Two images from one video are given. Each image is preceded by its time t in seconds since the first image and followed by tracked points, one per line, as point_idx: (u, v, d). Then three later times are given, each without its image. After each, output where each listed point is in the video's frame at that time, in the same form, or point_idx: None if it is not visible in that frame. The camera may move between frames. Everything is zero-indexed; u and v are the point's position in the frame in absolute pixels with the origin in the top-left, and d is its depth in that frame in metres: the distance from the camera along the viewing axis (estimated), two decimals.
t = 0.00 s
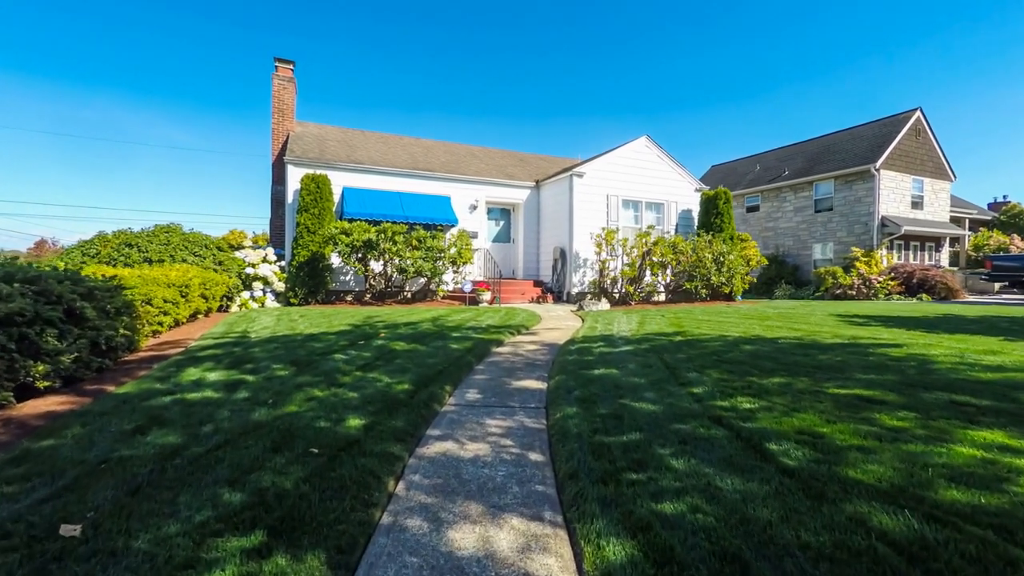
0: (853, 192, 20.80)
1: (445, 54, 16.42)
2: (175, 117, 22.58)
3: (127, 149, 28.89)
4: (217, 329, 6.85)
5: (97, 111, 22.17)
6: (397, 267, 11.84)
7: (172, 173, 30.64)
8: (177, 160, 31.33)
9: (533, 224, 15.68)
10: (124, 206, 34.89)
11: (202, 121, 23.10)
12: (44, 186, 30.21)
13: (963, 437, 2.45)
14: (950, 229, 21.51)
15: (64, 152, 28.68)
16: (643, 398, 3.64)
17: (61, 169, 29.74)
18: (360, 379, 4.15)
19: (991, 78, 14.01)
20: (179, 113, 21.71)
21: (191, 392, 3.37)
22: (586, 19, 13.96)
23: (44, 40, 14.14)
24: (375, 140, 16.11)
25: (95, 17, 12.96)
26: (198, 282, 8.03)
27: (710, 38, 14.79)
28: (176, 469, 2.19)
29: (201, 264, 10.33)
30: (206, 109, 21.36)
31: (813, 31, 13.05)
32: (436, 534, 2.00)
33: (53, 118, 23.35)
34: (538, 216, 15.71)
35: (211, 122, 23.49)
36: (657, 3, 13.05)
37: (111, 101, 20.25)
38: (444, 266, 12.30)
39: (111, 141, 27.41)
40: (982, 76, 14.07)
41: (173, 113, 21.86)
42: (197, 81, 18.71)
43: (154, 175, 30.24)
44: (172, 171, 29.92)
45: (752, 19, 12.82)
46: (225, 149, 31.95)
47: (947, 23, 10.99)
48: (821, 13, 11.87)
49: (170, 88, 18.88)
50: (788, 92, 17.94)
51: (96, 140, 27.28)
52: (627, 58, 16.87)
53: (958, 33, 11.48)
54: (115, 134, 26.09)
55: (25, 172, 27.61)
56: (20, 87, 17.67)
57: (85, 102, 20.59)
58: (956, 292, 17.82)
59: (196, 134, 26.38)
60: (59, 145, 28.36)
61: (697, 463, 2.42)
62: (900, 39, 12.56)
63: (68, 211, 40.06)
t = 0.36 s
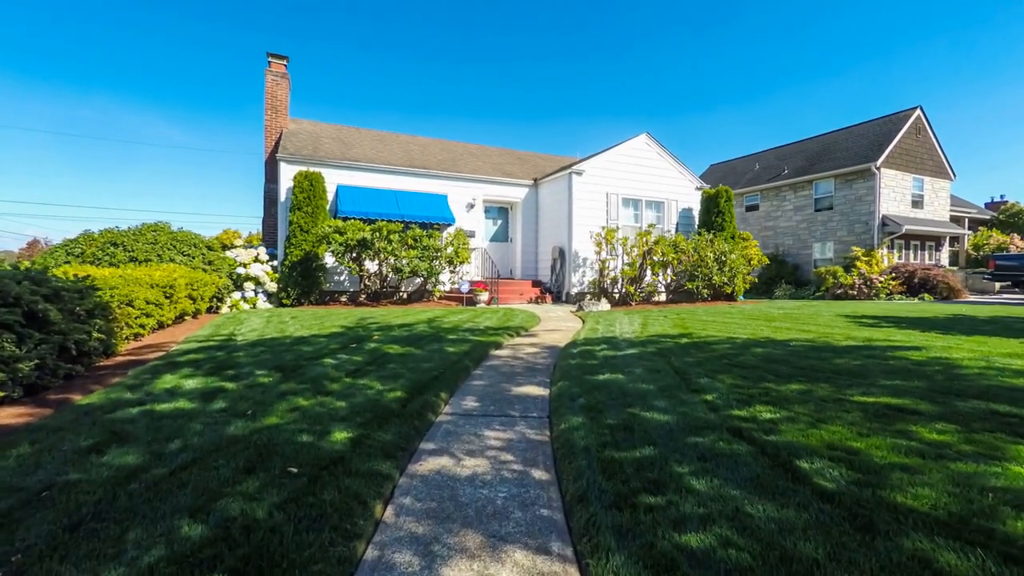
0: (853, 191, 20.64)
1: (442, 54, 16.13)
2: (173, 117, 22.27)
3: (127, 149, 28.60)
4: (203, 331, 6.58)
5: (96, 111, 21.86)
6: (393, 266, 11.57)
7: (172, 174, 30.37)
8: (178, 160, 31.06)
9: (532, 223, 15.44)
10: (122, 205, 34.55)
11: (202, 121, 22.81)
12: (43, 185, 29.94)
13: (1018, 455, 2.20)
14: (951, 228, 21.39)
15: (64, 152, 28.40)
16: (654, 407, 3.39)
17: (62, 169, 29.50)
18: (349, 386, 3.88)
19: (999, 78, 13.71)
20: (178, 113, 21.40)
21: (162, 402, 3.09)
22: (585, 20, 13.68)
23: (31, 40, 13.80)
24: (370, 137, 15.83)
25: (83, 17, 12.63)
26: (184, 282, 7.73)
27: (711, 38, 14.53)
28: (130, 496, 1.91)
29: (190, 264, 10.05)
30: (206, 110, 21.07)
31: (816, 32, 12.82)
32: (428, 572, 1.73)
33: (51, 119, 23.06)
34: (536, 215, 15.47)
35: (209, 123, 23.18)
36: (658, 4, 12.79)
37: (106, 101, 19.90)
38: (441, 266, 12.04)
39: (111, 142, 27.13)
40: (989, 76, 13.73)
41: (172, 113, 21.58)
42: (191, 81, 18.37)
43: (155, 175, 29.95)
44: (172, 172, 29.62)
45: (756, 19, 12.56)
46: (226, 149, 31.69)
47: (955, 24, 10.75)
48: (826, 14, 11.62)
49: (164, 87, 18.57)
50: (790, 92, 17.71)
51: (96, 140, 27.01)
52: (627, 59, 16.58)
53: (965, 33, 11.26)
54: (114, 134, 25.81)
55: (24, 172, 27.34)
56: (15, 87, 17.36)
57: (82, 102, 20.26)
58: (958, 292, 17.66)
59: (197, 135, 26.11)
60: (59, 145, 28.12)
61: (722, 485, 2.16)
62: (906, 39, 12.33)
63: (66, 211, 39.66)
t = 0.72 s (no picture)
0: (852, 191, 20.53)
1: (437, 52, 15.85)
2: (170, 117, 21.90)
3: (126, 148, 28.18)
4: (187, 334, 6.30)
5: (92, 110, 21.46)
6: (387, 266, 11.31)
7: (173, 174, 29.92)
8: (179, 160, 30.66)
9: (529, 222, 15.20)
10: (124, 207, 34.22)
11: (202, 121, 22.42)
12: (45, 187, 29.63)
13: None
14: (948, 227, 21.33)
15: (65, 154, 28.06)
16: (664, 416, 3.16)
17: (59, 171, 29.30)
18: (336, 393, 3.63)
19: (998, 77, 13.63)
20: (175, 112, 21.05)
21: (127, 413, 2.82)
22: (584, 17, 13.47)
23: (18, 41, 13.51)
24: (364, 135, 15.55)
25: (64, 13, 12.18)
26: (168, 280, 7.45)
27: (712, 36, 14.35)
28: (72, 529, 1.65)
29: (176, 264, 9.73)
30: (204, 109, 20.70)
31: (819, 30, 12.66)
32: None
33: (49, 120, 22.72)
34: (534, 214, 15.24)
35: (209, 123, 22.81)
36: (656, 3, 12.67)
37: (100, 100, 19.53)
38: (436, 265, 11.78)
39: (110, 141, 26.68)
40: (989, 75, 13.66)
41: (169, 113, 21.22)
42: (183, 79, 17.98)
43: (155, 175, 29.51)
44: (170, 173, 29.32)
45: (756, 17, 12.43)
46: (228, 149, 31.23)
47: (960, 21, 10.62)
48: (830, 12, 11.45)
49: (156, 87, 18.28)
50: (788, 90, 17.62)
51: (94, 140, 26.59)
52: (626, 58, 16.38)
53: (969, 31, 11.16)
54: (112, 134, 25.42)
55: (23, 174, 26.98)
56: (8, 87, 16.99)
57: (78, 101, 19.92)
58: (957, 292, 17.56)
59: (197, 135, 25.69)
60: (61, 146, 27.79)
61: (748, 509, 1.92)
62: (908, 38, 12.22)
63: (63, 211, 39.18)
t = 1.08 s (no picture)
0: (849, 190, 20.41)
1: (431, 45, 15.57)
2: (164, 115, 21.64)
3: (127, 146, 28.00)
4: (166, 337, 5.99)
5: (85, 108, 21.13)
6: (379, 266, 11.00)
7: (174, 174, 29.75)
8: (178, 161, 30.48)
9: (524, 220, 14.94)
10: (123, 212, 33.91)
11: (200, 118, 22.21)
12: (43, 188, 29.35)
13: None
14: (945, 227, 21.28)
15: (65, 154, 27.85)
16: (676, 428, 2.89)
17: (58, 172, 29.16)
18: (318, 402, 3.34)
19: (996, 71, 13.56)
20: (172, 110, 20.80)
21: (77, 429, 2.52)
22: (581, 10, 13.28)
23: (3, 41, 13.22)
24: (357, 131, 15.22)
25: (43, 8, 11.73)
26: (148, 280, 7.13)
27: (711, 29, 14.17)
28: None
29: (159, 263, 9.38)
30: (202, 107, 20.51)
31: (818, 23, 12.52)
32: None
33: (50, 122, 22.50)
34: (530, 213, 14.98)
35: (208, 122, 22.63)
36: None
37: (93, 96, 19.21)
38: (430, 265, 11.49)
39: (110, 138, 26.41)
40: (987, 70, 13.57)
41: (167, 111, 20.98)
42: (174, 78, 17.63)
43: (156, 175, 29.29)
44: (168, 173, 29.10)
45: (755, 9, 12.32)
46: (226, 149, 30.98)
47: (962, 16, 10.50)
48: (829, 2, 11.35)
49: (147, 85, 17.96)
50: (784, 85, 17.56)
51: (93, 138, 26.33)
52: (623, 52, 16.19)
53: (968, 27, 11.09)
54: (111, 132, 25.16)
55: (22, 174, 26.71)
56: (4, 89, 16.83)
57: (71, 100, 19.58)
58: (955, 292, 17.47)
59: (200, 136, 25.53)
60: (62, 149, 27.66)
61: (786, 543, 1.65)
62: (908, 34, 12.12)
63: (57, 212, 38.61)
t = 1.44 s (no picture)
0: (845, 190, 20.31)
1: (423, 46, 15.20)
2: (159, 116, 21.36)
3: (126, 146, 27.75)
4: (142, 340, 5.67)
5: (80, 108, 20.84)
6: (371, 266, 10.69)
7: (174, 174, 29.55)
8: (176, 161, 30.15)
9: (520, 219, 14.67)
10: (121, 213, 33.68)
11: (197, 120, 21.93)
12: (40, 188, 29.13)
13: None
14: (940, 227, 21.24)
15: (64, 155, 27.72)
16: (690, 444, 2.63)
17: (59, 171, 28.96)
18: (297, 414, 3.05)
19: (995, 74, 13.45)
20: (169, 112, 20.55)
21: (16, 451, 2.23)
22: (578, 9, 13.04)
23: None
24: (348, 128, 14.89)
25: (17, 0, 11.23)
26: (125, 279, 6.81)
27: (706, 32, 14.02)
28: None
29: (140, 263, 8.94)
30: (196, 110, 20.16)
31: (818, 24, 12.33)
32: None
33: (44, 123, 22.29)
34: (526, 212, 14.72)
35: (204, 126, 22.35)
36: None
37: (84, 95, 18.90)
38: (423, 264, 11.19)
39: (107, 139, 26.14)
40: (986, 72, 13.46)
41: (165, 112, 20.73)
42: (169, 77, 17.31)
43: (156, 176, 29.08)
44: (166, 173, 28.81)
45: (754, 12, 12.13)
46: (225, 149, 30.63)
47: (964, 18, 10.33)
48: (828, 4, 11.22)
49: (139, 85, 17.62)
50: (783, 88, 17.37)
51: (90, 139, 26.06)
52: (620, 54, 15.91)
53: (970, 29, 10.94)
54: (107, 132, 24.94)
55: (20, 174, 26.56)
56: None
57: (63, 99, 19.34)
58: (952, 292, 17.40)
59: (199, 137, 25.32)
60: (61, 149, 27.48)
61: None
62: (909, 35, 11.96)
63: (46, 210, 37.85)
